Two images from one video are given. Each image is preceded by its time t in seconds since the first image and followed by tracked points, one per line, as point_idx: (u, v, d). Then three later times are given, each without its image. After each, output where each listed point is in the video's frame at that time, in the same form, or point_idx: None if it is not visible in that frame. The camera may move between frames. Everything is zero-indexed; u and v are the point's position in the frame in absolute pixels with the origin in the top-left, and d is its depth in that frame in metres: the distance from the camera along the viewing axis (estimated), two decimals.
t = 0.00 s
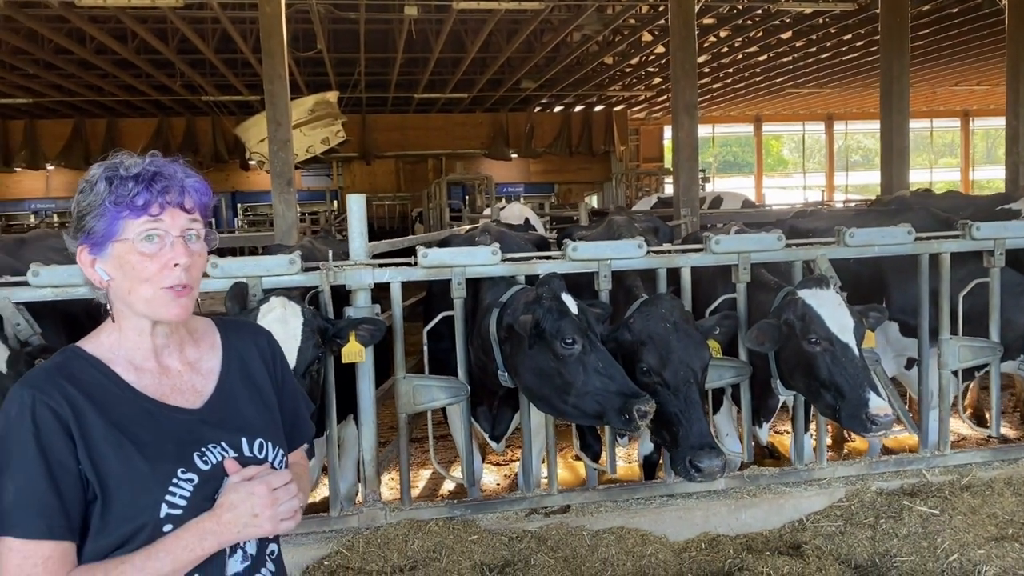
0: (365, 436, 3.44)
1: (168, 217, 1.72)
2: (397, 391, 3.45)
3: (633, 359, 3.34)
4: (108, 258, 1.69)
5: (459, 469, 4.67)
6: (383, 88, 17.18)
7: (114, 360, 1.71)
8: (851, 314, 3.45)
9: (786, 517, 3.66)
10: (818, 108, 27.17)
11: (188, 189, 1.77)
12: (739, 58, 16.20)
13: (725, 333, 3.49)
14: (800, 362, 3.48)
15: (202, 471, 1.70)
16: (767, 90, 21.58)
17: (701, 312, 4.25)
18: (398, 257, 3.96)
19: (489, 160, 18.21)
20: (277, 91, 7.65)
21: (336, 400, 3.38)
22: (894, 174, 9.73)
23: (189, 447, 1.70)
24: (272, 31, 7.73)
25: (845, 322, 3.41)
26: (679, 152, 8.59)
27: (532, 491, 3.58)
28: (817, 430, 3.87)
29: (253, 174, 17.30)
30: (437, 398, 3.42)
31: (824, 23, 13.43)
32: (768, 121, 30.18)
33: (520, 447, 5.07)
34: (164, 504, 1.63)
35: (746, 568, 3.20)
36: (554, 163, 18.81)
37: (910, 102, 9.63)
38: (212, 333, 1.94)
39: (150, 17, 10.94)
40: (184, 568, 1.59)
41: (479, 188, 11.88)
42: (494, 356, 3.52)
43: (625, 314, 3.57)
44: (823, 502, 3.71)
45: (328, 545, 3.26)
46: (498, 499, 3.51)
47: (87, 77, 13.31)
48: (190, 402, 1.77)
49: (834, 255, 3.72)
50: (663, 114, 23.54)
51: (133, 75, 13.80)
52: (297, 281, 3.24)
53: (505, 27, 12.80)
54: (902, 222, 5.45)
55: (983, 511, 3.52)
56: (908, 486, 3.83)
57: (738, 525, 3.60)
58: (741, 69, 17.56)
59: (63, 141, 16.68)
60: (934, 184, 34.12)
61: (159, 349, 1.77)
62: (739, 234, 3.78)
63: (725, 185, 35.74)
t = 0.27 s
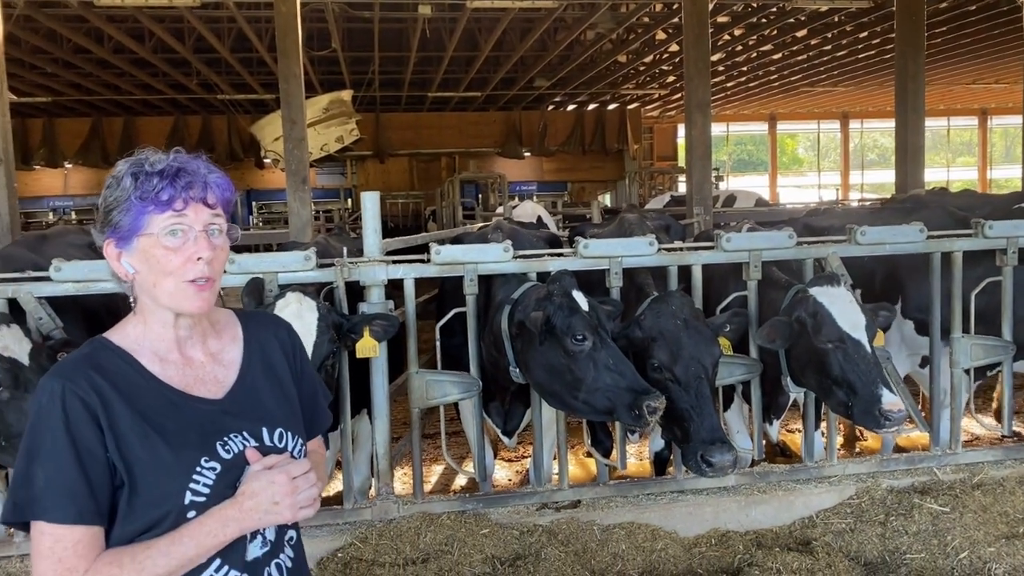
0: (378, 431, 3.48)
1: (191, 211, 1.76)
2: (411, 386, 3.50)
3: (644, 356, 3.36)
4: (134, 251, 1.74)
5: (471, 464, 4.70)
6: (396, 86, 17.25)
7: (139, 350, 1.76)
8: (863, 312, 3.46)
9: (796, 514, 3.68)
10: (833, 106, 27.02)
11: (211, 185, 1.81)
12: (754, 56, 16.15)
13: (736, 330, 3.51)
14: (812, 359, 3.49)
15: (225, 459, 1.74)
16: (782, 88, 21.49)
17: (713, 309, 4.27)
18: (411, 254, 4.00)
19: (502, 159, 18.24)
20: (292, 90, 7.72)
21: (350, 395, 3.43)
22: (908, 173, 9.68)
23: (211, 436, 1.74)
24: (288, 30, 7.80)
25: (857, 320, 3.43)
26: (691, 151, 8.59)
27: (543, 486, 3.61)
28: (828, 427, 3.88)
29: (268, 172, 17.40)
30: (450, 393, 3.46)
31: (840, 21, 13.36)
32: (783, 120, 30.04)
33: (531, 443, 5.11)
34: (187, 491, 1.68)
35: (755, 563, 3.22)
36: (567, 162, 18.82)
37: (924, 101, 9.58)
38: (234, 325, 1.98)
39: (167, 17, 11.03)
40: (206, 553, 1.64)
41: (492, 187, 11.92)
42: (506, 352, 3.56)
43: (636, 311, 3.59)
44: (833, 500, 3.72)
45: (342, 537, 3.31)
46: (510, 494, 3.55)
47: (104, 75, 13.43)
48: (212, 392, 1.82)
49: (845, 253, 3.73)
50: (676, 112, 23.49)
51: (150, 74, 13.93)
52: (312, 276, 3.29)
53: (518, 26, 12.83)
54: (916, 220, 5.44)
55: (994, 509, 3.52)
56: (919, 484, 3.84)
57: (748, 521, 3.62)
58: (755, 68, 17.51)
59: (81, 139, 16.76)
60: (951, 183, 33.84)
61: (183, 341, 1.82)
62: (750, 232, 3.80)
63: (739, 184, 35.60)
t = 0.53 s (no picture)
0: (385, 425, 3.51)
1: (203, 195, 1.79)
2: (417, 380, 3.53)
3: (650, 352, 3.38)
4: (150, 240, 1.77)
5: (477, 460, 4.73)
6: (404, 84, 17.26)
7: (155, 339, 1.79)
8: (872, 307, 3.48)
9: (800, 510, 3.69)
10: (842, 104, 26.90)
11: (221, 169, 1.84)
12: (762, 54, 16.09)
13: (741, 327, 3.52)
14: (822, 355, 3.49)
15: (236, 449, 1.77)
16: (791, 86, 21.41)
17: (718, 306, 4.28)
18: (418, 249, 4.03)
19: (509, 156, 18.24)
20: (300, 88, 7.75)
21: (357, 389, 3.45)
22: (917, 171, 9.64)
23: (224, 425, 1.77)
24: (296, 28, 7.83)
25: (866, 316, 3.44)
26: (699, 149, 8.57)
27: (548, 481, 3.64)
28: (833, 425, 3.89)
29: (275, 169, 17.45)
30: (456, 387, 3.49)
31: (849, 19, 13.30)
32: (792, 118, 29.92)
33: (536, 439, 5.13)
34: (199, 480, 1.71)
35: (758, 558, 3.23)
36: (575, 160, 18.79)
37: (934, 99, 9.53)
38: (249, 316, 2.01)
39: (176, 14, 11.08)
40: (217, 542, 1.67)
41: (499, 185, 11.92)
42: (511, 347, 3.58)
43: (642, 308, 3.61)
44: (837, 496, 3.73)
45: (349, 530, 3.34)
46: (515, 488, 3.58)
47: (114, 73, 13.49)
48: (227, 381, 1.84)
49: (851, 251, 3.73)
50: (684, 110, 23.44)
51: (159, 71, 13.99)
52: (320, 272, 3.32)
53: (526, 24, 12.82)
54: (923, 219, 5.42)
55: (998, 507, 3.52)
56: (923, 481, 3.84)
57: (752, 517, 3.64)
58: (764, 66, 17.44)
59: (90, 136, 17.07)
60: (961, 182, 33.62)
61: (198, 329, 1.85)
62: (756, 229, 3.81)
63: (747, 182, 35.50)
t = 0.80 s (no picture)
0: (390, 422, 3.53)
1: (216, 191, 1.81)
2: (422, 378, 3.54)
3: (655, 351, 3.39)
4: (163, 235, 1.78)
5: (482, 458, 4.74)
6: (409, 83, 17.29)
7: (167, 336, 1.81)
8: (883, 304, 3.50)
9: (805, 509, 3.69)
10: (848, 104, 26.86)
11: (233, 165, 1.85)
12: (768, 54, 16.08)
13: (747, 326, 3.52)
14: (837, 353, 3.49)
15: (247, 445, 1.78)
16: (796, 86, 21.38)
17: (722, 305, 4.29)
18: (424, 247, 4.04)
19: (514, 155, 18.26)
20: (306, 86, 7.78)
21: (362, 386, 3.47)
22: (922, 171, 9.63)
23: (234, 422, 1.78)
24: (302, 26, 7.86)
25: (881, 313, 3.45)
26: (704, 148, 8.57)
27: (552, 479, 3.64)
28: (837, 424, 3.89)
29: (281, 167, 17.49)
30: (461, 385, 3.50)
31: (855, 18, 13.28)
32: (797, 118, 29.88)
33: (541, 437, 5.13)
34: (209, 476, 1.72)
35: (762, 557, 3.24)
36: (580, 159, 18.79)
37: (939, 99, 9.53)
38: (261, 310, 2.02)
39: (183, 12, 11.12)
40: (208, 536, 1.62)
41: (504, 183, 11.93)
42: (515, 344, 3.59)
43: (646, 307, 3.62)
44: (841, 495, 3.73)
45: (354, 526, 3.36)
46: (519, 486, 3.58)
47: (120, 71, 13.54)
48: (238, 377, 1.85)
49: (856, 250, 3.73)
50: (689, 109, 23.44)
51: (165, 69, 14.03)
52: (326, 269, 3.33)
53: (532, 23, 12.83)
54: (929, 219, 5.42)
55: (1003, 507, 3.52)
56: (927, 481, 3.84)
57: (756, 516, 3.64)
58: (770, 65, 17.43)
59: (96, 133, 17.12)
60: (967, 182, 33.55)
61: (209, 324, 1.86)
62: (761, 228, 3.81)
63: (752, 182, 35.48)
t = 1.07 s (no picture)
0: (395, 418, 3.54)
1: (224, 189, 1.82)
2: (426, 374, 3.55)
3: (659, 349, 3.39)
4: (170, 232, 1.80)
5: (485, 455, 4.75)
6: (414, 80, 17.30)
7: (175, 332, 1.83)
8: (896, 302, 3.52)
9: (807, 507, 3.70)
10: (853, 103, 26.82)
11: (243, 165, 1.86)
12: (773, 52, 16.05)
13: (751, 325, 3.52)
14: (857, 351, 3.47)
15: (254, 441, 1.79)
16: (801, 85, 21.35)
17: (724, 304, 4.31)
18: (428, 245, 4.05)
19: (518, 153, 18.27)
20: (311, 83, 7.80)
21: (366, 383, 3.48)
22: (927, 170, 9.62)
23: (242, 417, 1.79)
24: (308, 24, 7.88)
25: (896, 310, 3.46)
26: (708, 147, 8.56)
27: (556, 475, 3.66)
28: (840, 423, 3.89)
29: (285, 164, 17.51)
30: (465, 381, 3.52)
31: (860, 17, 13.26)
32: (802, 117, 29.84)
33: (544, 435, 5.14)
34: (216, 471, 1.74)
35: (765, 554, 3.25)
36: (584, 157, 18.78)
37: (944, 98, 9.51)
38: (268, 306, 2.03)
39: (188, 10, 11.15)
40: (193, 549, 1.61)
41: (508, 181, 11.94)
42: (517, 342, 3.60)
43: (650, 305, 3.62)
44: (844, 494, 3.74)
45: (358, 522, 3.38)
46: (522, 482, 3.60)
47: (126, 68, 13.59)
48: (246, 372, 1.86)
49: (859, 249, 3.74)
50: (694, 108, 23.42)
51: (171, 66, 14.07)
52: (331, 265, 3.35)
53: (536, 21, 12.84)
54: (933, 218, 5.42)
55: (1005, 506, 3.52)
56: (931, 479, 3.84)
57: (758, 514, 3.66)
58: (775, 63, 17.41)
59: (101, 130, 17.05)
60: (972, 181, 33.47)
61: (217, 321, 1.87)
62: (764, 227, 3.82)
63: (756, 181, 35.47)
